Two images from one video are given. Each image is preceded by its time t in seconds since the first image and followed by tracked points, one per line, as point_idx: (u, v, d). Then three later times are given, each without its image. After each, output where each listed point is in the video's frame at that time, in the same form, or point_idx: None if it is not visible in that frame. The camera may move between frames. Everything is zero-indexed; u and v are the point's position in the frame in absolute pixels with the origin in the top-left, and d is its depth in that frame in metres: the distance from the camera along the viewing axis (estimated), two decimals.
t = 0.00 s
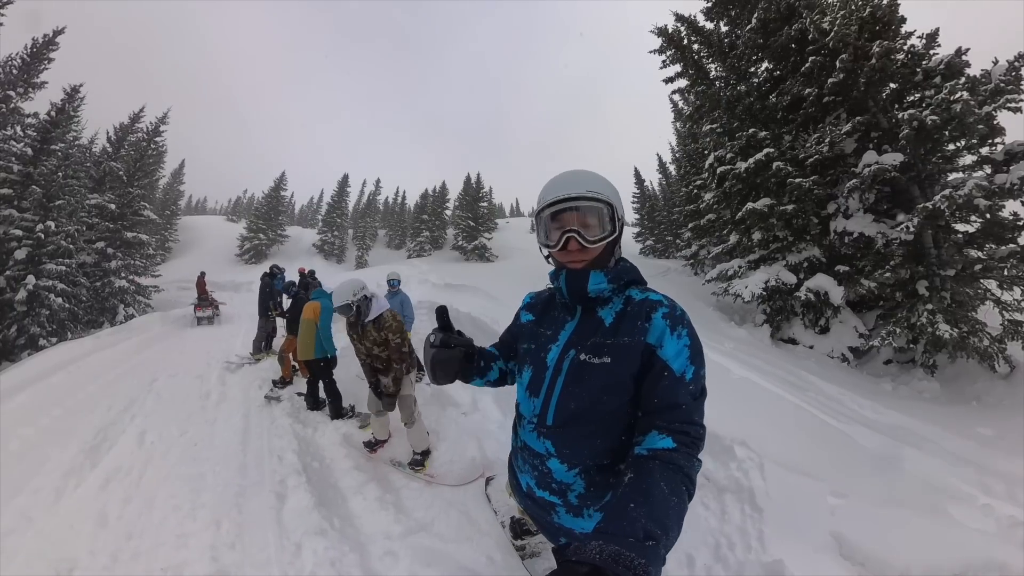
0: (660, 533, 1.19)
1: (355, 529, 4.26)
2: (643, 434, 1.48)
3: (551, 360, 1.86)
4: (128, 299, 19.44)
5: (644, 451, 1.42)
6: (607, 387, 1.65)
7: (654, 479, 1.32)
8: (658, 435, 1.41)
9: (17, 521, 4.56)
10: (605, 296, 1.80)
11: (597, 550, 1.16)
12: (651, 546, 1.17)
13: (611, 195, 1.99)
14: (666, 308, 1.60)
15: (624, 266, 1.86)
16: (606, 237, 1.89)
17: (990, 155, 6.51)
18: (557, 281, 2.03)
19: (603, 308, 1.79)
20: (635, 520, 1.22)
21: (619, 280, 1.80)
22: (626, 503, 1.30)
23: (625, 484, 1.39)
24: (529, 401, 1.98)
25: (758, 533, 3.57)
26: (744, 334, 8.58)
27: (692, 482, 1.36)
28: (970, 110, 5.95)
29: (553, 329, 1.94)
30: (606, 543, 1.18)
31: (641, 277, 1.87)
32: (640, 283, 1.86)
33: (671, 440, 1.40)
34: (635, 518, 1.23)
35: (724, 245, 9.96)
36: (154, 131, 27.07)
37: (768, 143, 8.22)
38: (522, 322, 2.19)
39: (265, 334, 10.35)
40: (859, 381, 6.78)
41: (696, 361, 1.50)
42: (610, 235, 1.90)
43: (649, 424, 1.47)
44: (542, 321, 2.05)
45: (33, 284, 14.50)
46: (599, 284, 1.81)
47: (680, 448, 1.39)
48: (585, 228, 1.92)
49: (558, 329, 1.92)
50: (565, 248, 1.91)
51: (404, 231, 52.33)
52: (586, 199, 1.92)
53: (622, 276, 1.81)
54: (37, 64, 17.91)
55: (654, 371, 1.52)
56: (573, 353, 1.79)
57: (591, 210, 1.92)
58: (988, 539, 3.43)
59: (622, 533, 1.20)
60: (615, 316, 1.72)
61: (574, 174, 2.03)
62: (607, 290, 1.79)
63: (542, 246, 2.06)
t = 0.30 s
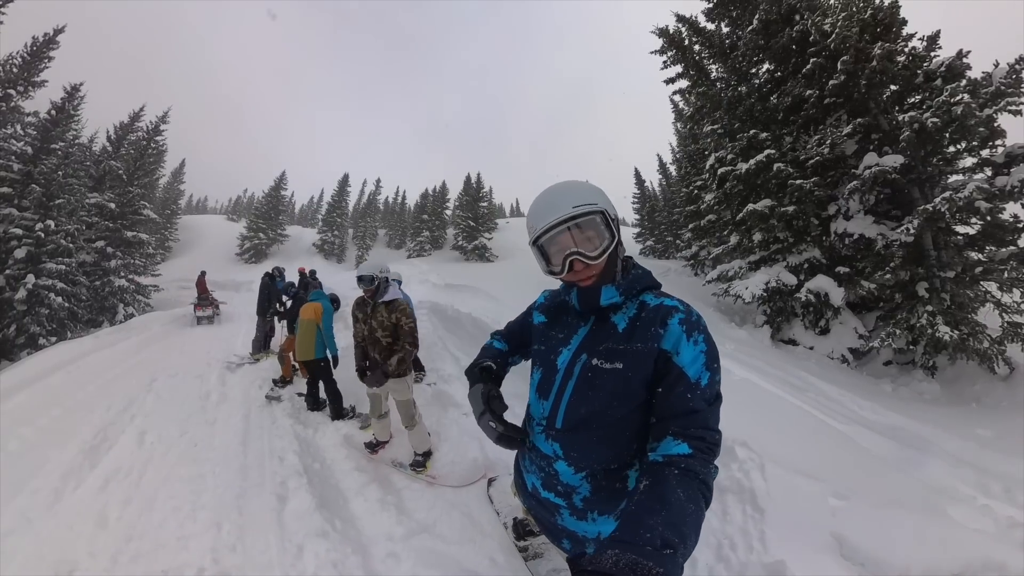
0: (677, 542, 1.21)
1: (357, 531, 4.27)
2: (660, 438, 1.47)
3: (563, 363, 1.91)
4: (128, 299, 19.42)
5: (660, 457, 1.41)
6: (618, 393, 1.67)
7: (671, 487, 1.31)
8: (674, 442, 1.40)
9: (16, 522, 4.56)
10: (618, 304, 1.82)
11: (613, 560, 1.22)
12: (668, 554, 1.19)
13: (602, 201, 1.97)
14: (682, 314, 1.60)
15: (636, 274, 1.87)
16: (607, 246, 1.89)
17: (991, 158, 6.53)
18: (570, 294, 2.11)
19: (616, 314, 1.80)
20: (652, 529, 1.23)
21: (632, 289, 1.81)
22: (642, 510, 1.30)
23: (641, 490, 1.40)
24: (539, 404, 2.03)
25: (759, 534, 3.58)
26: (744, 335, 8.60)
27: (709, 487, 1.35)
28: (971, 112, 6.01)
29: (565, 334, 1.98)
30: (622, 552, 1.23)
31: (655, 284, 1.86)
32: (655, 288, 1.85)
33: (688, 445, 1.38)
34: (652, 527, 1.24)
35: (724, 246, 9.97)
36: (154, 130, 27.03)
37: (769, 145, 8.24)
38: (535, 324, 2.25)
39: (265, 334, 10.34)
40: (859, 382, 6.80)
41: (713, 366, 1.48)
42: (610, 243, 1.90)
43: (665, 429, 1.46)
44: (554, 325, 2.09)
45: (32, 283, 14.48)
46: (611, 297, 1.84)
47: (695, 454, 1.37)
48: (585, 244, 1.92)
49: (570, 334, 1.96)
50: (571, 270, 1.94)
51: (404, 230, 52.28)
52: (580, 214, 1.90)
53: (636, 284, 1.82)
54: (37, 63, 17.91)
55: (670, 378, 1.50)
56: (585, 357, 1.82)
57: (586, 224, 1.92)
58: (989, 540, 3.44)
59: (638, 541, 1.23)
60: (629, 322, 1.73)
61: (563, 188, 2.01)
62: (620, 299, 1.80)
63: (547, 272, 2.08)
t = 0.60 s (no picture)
0: (699, 552, 1.13)
1: (361, 533, 4.29)
2: (687, 445, 1.46)
3: (570, 371, 1.93)
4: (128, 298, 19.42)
5: (689, 463, 1.40)
6: (625, 401, 1.68)
7: (697, 493, 1.28)
8: (702, 445, 1.40)
9: (18, 524, 4.57)
10: (623, 309, 1.81)
11: (624, 566, 1.15)
12: (688, 565, 1.11)
13: (611, 205, 1.98)
14: (687, 318, 1.60)
15: (640, 278, 1.85)
16: (612, 248, 1.90)
17: (992, 161, 6.53)
18: (573, 295, 2.12)
19: (621, 321, 1.81)
20: (671, 537, 1.17)
21: (636, 292, 1.79)
22: (664, 517, 1.26)
23: (663, 498, 1.35)
24: (548, 410, 2.06)
25: (760, 535, 3.60)
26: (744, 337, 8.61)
27: (741, 495, 1.29)
28: (972, 116, 6.02)
29: (572, 340, 2.00)
30: (635, 558, 1.16)
31: (660, 287, 1.84)
32: (660, 292, 1.84)
33: (718, 447, 1.37)
34: (671, 535, 1.19)
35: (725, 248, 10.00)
36: (154, 128, 26.97)
37: (770, 146, 8.24)
38: (542, 330, 2.27)
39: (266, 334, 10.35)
40: (859, 385, 6.82)
41: (728, 363, 1.49)
42: (616, 245, 1.90)
43: (693, 434, 1.46)
44: (561, 331, 2.10)
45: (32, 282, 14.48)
46: (615, 299, 1.81)
47: (727, 456, 1.36)
48: (591, 245, 1.93)
49: (576, 341, 1.97)
50: (575, 269, 1.94)
51: (404, 230, 52.23)
52: (588, 215, 1.93)
53: (640, 287, 1.80)
54: (37, 61, 17.90)
55: (686, 380, 1.52)
56: (592, 365, 1.83)
57: (592, 225, 1.94)
58: (990, 541, 3.46)
59: (657, 549, 1.16)
60: (635, 329, 1.73)
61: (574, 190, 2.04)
62: (624, 303, 1.79)
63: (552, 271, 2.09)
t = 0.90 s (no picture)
0: (710, 544, 1.15)
1: (364, 533, 4.31)
2: (690, 444, 1.47)
3: (571, 374, 1.95)
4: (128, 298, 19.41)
5: (693, 462, 1.40)
6: (625, 404, 1.71)
7: (704, 488, 1.29)
8: (705, 444, 1.41)
9: (20, 524, 4.59)
10: (622, 313, 1.83)
11: (638, 559, 1.14)
12: (701, 557, 1.13)
13: (612, 211, 2.02)
14: (686, 325, 1.61)
15: (639, 281, 1.86)
16: (609, 253, 1.94)
17: (991, 164, 6.58)
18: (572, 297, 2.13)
19: (620, 325, 1.83)
20: (682, 529, 1.19)
21: (634, 296, 1.81)
22: (673, 512, 1.27)
23: (670, 495, 1.35)
24: (548, 411, 2.08)
25: (760, 533, 3.64)
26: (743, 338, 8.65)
27: (747, 489, 1.31)
28: (971, 120, 6.06)
29: (572, 344, 2.02)
30: (647, 551, 1.17)
31: (659, 292, 1.86)
32: (658, 296, 1.85)
33: (721, 445, 1.39)
34: (681, 528, 1.20)
35: (725, 249, 10.04)
36: (154, 128, 26.91)
37: (770, 148, 8.28)
38: (543, 333, 2.30)
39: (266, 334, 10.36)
40: (857, 386, 6.86)
41: (726, 367, 1.51)
42: (610, 251, 1.95)
43: (694, 435, 1.47)
44: (562, 335, 2.13)
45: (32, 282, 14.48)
46: (612, 301, 1.84)
47: (730, 453, 1.37)
48: (589, 248, 1.99)
49: (577, 344, 1.99)
50: (571, 270, 2.00)
51: (404, 229, 52.18)
52: (584, 221, 1.97)
53: (636, 291, 1.82)
54: (37, 60, 17.88)
55: (687, 383, 1.54)
56: (592, 369, 1.86)
57: (592, 230, 1.98)
58: (987, 540, 3.51)
59: (670, 542, 1.17)
60: (633, 334, 1.76)
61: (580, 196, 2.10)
62: (623, 307, 1.81)
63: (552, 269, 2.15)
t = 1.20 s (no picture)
0: (713, 548, 1.14)
1: (364, 533, 4.31)
2: (694, 443, 1.45)
3: (575, 368, 1.97)
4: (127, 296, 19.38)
5: (697, 460, 1.39)
6: (630, 398, 1.71)
7: (708, 490, 1.27)
8: (710, 442, 1.38)
9: (17, 524, 4.58)
10: (628, 304, 1.84)
11: (638, 565, 1.15)
12: (703, 562, 1.12)
13: (604, 204, 1.97)
14: (694, 316, 1.59)
15: (642, 271, 1.85)
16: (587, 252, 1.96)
17: (991, 164, 6.62)
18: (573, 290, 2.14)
19: (625, 317, 1.83)
20: (683, 534, 1.17)
21: (638, 286, 1.81)
22: (675, 515, 1.25)
23: (673, 496, 1.34)
24: (553, 407, 2.10)
25: (764, 529, 3.65)
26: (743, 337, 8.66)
27: (752, 488, 1.29)
28: (971, 120, 6.08)
29: (577, 337, 2.04)
30: (648, 558, 1.16)
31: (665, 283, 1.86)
32: (664, 288, 1.85)
33: (726, 444, 1.36)
34: (684, 533, 1.18)
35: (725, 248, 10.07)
36: (154, 126, 26.89)
37: (771, 148, 8.32)
38: (548, 327, 2.32)
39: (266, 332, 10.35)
40: (858, 385, 6.88)
41: (734, 362, 1.47)
42: (593, 244, 1.95)
43: (699, 431, 1.45)
44: (567, 329, 2.14)
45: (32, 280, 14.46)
46: (614, 290, 1.86)
47: (735, 453, 1.35)
48: (574, 243, 2.03)
49: (581, 337, 2.01)
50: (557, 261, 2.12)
51: (404, 229, 52.16)
52: (572, 213, 1.99)
53: (641, 282, 1.82)
54: (38, 58, 17.88)
55: (692, 378, 1.51)
56: (596, 362, 1.87)
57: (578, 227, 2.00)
58: (987, 536, 3.52)
59: (671, 546, 1.16)
60: (638, 325, 1.76)
61: (589, 183, 2.09)
62: (627, 297, 1.82)
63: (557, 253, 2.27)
